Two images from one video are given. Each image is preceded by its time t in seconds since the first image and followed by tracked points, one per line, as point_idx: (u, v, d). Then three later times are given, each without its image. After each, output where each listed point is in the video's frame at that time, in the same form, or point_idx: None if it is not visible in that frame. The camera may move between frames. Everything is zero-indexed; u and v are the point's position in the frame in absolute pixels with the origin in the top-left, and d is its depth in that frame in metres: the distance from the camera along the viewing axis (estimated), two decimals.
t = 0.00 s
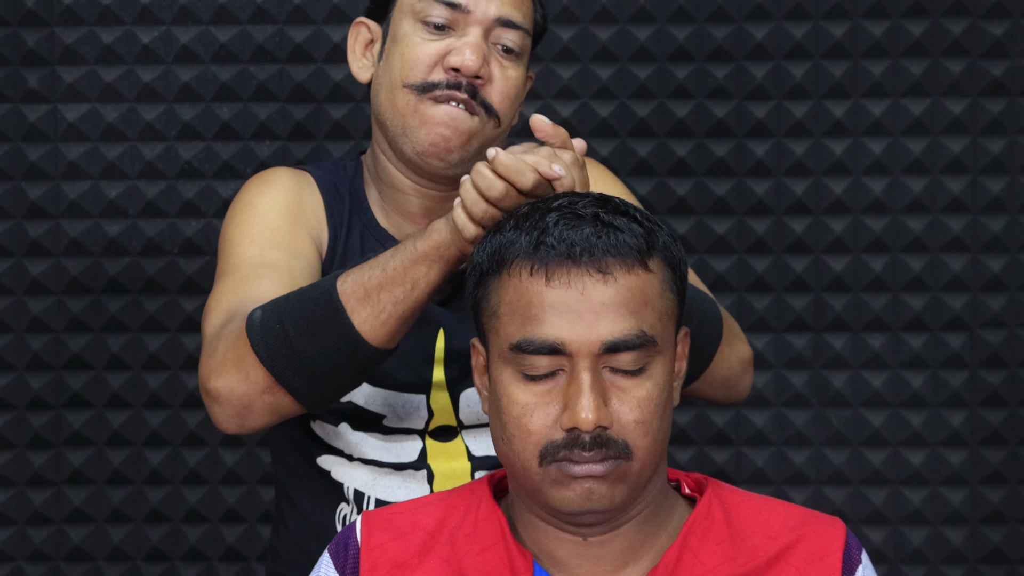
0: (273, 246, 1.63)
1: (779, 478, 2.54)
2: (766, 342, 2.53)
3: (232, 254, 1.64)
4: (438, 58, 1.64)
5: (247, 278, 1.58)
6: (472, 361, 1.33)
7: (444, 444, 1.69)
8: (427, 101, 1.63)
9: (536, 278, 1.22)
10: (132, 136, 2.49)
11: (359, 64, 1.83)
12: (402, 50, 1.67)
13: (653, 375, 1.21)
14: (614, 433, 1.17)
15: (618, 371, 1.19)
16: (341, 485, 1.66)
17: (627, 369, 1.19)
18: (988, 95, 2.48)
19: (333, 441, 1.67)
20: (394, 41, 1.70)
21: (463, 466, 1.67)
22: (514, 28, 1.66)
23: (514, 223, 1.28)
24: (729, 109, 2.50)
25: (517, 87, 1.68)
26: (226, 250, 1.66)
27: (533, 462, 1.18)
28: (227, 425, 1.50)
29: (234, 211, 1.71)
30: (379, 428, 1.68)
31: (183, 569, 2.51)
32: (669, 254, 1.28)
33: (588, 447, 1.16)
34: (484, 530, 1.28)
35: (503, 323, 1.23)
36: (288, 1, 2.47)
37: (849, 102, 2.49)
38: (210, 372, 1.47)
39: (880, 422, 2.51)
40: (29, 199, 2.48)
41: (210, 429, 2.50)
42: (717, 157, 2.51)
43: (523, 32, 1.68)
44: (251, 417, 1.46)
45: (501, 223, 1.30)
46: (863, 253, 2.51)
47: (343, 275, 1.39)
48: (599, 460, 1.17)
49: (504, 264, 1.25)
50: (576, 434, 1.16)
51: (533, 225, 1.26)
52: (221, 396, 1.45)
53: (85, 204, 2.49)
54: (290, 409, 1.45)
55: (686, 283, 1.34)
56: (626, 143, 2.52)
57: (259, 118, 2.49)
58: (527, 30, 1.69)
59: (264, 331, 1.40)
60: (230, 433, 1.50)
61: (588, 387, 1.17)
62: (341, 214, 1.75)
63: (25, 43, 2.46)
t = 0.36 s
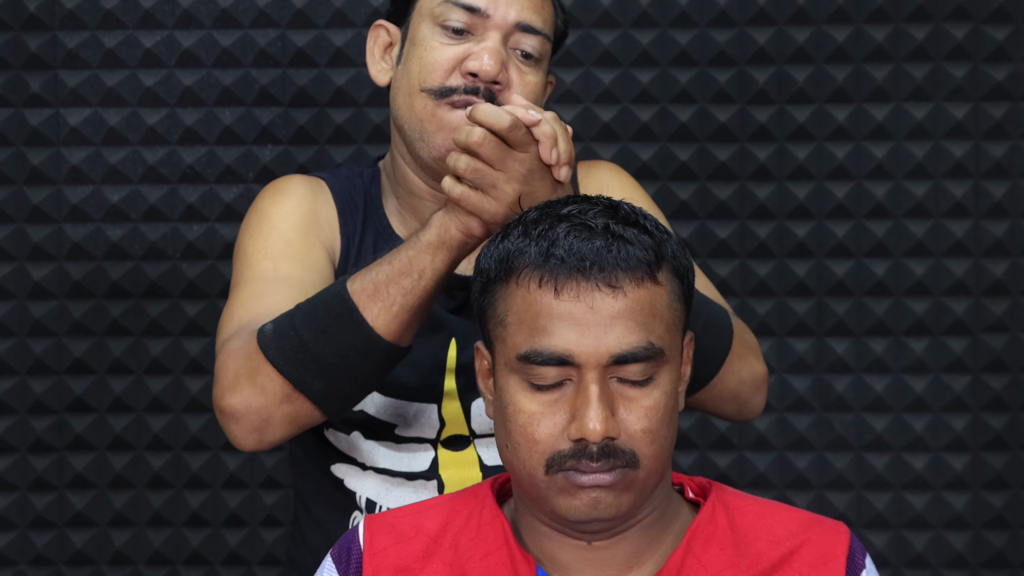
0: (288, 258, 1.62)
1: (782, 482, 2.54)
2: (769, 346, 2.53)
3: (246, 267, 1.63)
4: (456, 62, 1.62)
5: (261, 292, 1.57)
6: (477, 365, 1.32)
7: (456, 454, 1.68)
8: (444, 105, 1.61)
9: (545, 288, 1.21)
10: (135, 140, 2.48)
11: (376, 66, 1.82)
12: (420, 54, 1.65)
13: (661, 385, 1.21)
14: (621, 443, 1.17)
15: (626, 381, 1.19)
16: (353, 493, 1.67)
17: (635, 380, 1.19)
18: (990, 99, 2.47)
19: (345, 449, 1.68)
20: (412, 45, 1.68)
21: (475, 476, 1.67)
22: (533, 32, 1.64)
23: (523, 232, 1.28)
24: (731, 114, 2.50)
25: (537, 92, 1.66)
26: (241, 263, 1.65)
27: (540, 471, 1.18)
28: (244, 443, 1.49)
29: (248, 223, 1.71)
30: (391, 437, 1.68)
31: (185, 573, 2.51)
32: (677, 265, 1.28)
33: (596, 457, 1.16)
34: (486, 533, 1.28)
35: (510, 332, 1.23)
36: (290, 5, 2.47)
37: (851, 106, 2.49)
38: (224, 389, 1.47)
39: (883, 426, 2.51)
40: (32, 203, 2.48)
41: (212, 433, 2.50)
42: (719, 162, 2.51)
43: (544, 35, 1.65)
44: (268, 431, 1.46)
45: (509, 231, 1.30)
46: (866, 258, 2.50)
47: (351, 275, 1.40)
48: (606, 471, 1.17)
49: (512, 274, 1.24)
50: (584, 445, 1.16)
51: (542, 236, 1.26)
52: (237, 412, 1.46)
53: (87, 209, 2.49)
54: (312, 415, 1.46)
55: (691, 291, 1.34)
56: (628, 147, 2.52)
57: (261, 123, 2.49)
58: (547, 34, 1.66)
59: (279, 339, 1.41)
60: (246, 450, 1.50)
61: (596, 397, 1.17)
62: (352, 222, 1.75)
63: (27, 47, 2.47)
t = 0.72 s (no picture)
0: (308, 263, 1.62)
1: (784, 481, 2.54)
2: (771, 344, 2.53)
3: (270, 271, 1.64)
4: (477, 67, 1.58)
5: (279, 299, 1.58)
6: (477, 361, 1.31)
7: (475, 455, 1.66)
8: (464, 111, 1.57)
9: (546, 290, 1.19)
10: (136, 138, 2.48)
11: (402, 67, 1.80)
12: (441, 59, 1.61)
13: (661, 386, 1.19)
14: (622, 445, 1.16)
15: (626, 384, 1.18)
16: (371, 494, 1.65)
17: (636, 382, 1.18)
18: (992, 98, 2.47)
19: (365, 450, 1.67)
20: (435, 48, 1.64)
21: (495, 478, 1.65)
22: (556, 36, 1.59)
23: (525, 230, 1.26)
24: (733, 111, 2.50)
25: (560, 98, 1.61)
26: (264, 267, 1.66)
27: (539, 472, 1.18)
28: (256, 448, 1.50)
29: (274, 226, 1.72)
30: (410, 438, 1.66)
31: (187, 571, 2.51)
32: (679, 263, 1.26)
33: (596, 460, 1.15)
34: (486, 531, 1.28)
35: (511, 332, 1.21)
36: (292, 3, 2.48)
37: (853, 104, 2.48)
38: (238, 396, 1.48)
39: (885, 424, 2.51)
40: (33, 201, 2.48)
41: (214, 431, 2.51)
42: (721, 160, 2.51)
43: (568, 40, 1.60)
44: (279, 438, 1.47)
45: (510, 228, 1.28)
46: (868, 256, 2.51)
47: (364, 291, 1.39)
48: (606, 473, 1.16)
49: (513, 273, 1.22)
50: (584, 447, 1.15)
51: (544, 233, 1.24)
52: (249, 418, 1.46)
53: (89, 207, 2.49)
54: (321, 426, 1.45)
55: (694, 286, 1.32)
56: (630, 145, 2.52)
57: (263, 121, 2.49)
58: (572, 39, 1.61)
59: (289, 352, 1.40)
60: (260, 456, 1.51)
61: (597, 401, 1.15)
62: (371, 223, 1.73)
63: (28, 45, 2.47)
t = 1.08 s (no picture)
0: (343, 264, 1.61)
1: (784, 480, 2.54)
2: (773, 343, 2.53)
3: (305, 270, 1.64)
4: (514, 68, 1.56)
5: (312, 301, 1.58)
6: (476, 365, 1.30)
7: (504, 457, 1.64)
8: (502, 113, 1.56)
9: (546, 296, 1.17)
10: (136, 138, 2.48)
11: (444, 67, 1.78)
12: (481, 59, 1.59)
13: (662, 391, 1.18)
14: (623, 450, 1.14)
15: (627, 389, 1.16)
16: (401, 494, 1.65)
17: (636, 387, 1.16)
18: (992, 97, 2.47)
19: (398, 450, 1.67)
20: (476, 48, 1.62)
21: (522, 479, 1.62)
22: (596, 37, 1.56)
23: (523, 235, 1.24)
24: (733, 110, 2.49)
25: (601, 99, 1.59)
26: (300, 265, 1.66)
27: (541, 477, 1.16)
28: (286, 450, 1.50)
29: (312, 226, 1.71)
30: (440, 439, 1.66)
31: (187, 570, 2.51)
32: (678, 267, 1.24)
33: (597, 465, 1.13)
34: (487, 531, 1.28)
35: (511, 339, 1.19)
36: (292, 3, 2.48)
37: (854, 104, 2.48)
38: (266, 398, 1.48)
39: (885, 424, 2.51)
40: (33, 201, 2.48)
41: (215, 430, 2.51)
42: (722, 159, 2.51)
43: (608, 41, 1.57)
44: (307, 439, 1.47)
45: (509, 233, 1.26)
46: (868, 255, 2.51)
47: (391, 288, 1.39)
48: (607, 478, 1.14)
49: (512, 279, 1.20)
50: (585, 453, 1.13)
51: (543, 240, 1.22)
52: (278, 419, 1.47)
53: (89, 206, 2.49)
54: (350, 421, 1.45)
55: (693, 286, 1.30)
56: (630, 144, 2.52)
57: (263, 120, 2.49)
58: (613, 39, 1.58)
59: (318, 350, 1.40)
60: (288, 457, 1.51)
61: (598, 406, 1.13)
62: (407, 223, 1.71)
63: (29, 44, 2.47)
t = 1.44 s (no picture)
0: (393, 267, 1.60)
1: (786, 482, 2.54)
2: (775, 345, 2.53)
3: (358, 268, 1.63)
4: (562, 73, 1.55)
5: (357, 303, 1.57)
6: (472, 367, 1.27)
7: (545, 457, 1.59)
8: (550, 117, 1.55)
9: (537, 307, 1.15)
10: (138, 139, 2.48)
11: (504, 71, 1.76)
12: (531, 63, 1.58)
13: (657, 398, 1.16)
14: (618, 461, 1.13)
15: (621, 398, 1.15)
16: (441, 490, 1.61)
17: (631, 396, 1.14)
18: (994, 99, 2.47)
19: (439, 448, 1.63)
20: (529, 51, 1.61)
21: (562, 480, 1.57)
22: (647, 41, 1.56)
23: (515, 241, 1.22)
24: (735, 112, 2.50)
25: (652, 102, 1.58)
26: (355, 260, 1.65)
27: (537, 488, 1.15)
28: (314, 444, 1.52)
29: (369, 223, 1.69)
30: (481, 437, 1.61)
31: (189, 572, 2.51)
32: (672, 268, 1.22)
33: (593, 477, 1.12)
34: (487, 531, 1.28)
35: (504, 349, 1.17)
36: (295, 4, 2.47)
37: (855, 106, 2.48)
38: (297, 394, 1.50)
39: (887, 425, 2.52)
40: (35, 202, 2.48)
41: (217, 432, 2.51)
42: (723, 161, 2.51)
43: (659, 45, 1.57)
44: (333, 437, 1.48)
45: (500, 238, 1.23)
46: (870, 257, 2.51)
47: (411, 295, 1.38)
48: (604, 488, 1.13)
49: (503, 288, 1.18)
50: (581, 465, 1.12)
51: (533, 247, 1.20)
52: (306, 416, 1.48)
53: (91, 207, 2.49)
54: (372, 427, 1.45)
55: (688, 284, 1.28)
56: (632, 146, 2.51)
57: (265, 121, 2.48)
58: (665, 43, 1.57)
59: (338, 352, 1.40)
60: (317, 451, 1.52)
61: (592, 419, 1.12)
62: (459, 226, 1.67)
63: (30, 45, 2.47)
